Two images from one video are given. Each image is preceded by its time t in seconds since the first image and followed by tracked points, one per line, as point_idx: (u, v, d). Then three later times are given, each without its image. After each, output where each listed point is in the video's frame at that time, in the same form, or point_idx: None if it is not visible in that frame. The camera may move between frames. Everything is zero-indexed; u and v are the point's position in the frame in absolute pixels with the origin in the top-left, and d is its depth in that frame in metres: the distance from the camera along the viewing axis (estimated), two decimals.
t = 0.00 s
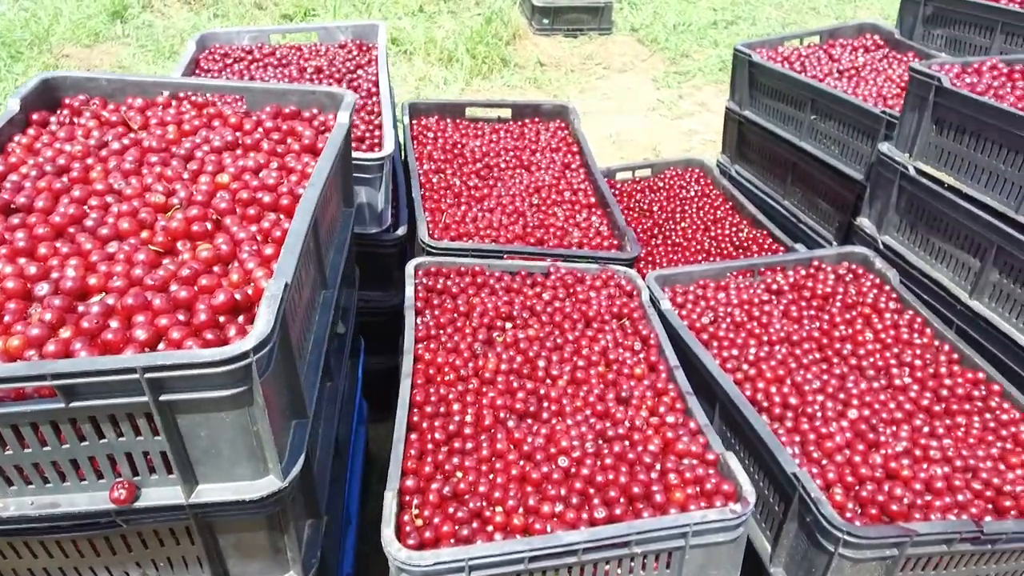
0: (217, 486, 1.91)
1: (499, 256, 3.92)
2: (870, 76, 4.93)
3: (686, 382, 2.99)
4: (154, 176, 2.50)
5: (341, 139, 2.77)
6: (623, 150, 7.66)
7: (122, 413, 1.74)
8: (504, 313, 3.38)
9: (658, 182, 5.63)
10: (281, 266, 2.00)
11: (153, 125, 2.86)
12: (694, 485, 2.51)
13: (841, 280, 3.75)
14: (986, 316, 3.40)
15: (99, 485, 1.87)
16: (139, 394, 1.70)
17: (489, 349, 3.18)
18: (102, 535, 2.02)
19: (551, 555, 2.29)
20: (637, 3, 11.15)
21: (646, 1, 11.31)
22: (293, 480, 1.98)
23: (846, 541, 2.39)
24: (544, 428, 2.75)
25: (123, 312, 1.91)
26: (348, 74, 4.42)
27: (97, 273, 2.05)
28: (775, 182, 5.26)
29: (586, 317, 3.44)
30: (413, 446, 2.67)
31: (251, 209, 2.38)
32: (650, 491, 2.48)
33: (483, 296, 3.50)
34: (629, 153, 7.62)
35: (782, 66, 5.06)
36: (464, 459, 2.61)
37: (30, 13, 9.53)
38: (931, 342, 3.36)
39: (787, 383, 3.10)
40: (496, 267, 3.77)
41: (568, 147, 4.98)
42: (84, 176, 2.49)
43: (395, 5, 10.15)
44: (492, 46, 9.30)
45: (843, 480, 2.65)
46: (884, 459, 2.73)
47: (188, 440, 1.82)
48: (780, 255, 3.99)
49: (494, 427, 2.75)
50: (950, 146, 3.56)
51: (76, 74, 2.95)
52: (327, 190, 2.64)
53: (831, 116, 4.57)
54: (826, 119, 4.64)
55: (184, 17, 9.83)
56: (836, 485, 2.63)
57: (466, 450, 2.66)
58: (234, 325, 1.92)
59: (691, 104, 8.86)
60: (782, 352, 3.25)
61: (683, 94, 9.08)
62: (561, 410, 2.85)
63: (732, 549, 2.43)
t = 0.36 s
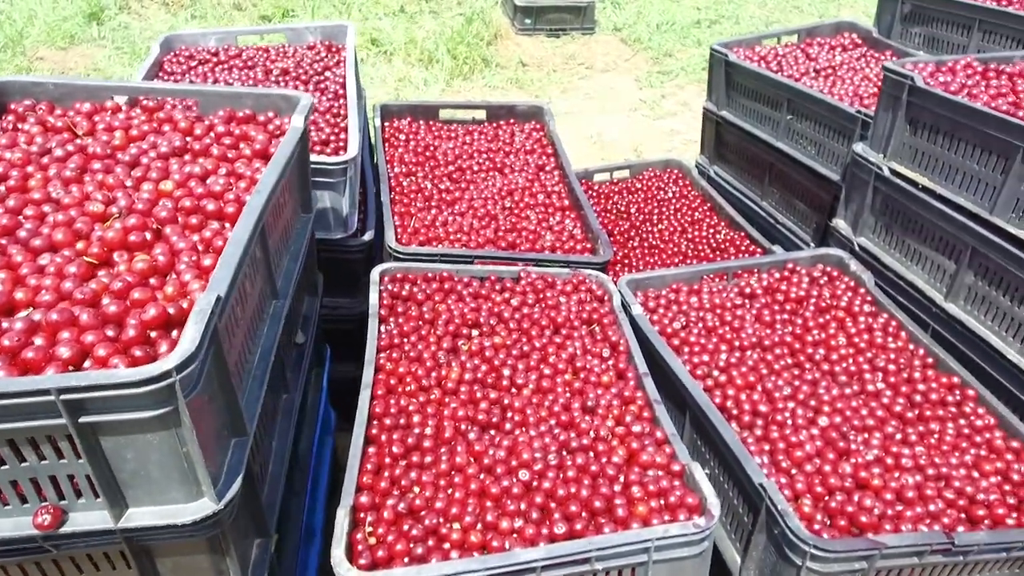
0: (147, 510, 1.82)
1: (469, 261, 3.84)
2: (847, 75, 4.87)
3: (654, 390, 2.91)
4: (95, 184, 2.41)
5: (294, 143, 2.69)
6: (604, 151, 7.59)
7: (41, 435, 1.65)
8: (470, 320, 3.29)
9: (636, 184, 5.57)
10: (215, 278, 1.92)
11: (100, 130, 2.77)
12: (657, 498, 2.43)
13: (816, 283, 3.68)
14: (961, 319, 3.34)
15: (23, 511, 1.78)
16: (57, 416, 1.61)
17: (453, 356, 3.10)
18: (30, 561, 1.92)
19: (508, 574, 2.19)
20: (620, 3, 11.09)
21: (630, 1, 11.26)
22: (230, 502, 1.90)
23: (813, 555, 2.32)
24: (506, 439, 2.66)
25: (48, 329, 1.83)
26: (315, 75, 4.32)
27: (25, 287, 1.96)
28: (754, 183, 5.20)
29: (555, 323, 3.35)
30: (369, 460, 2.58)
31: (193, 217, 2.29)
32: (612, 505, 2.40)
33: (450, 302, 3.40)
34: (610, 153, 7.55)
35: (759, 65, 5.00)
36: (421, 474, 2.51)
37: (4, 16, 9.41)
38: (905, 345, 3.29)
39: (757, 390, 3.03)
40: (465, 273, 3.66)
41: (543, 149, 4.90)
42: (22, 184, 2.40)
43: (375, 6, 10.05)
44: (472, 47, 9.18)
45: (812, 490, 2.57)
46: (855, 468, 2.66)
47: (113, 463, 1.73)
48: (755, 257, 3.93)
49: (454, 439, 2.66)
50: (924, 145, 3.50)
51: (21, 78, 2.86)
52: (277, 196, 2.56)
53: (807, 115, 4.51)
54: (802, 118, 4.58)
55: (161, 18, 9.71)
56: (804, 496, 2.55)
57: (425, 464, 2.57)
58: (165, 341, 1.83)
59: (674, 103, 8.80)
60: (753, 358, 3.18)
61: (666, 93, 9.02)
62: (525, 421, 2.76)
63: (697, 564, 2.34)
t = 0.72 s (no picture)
0: (94, 536, 1.76)
1: (448, 270, 3.76)
2: (834, 78, 4.81)
3: (630, 402, 2.86)
4: (52, 196, 2.35)
5: (259, 152, 2.64)
6: (593, 154, 7.54)
7: None
8: (446, 330, 3.21)
9: (622, 189, 5.53)
10: (164, 297, 1.87)
11: (62, 139, 2.72)
12: (629, 516, 2.37)
13: (798, 291, 3.64)
14: (945, 328, 3.29)
15: None
16: None
17: (427, 368, 3.03)
18: None
19: None
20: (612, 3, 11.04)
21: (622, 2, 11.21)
22: (181, 527, 1.84)
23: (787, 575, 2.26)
24: (477, 454, 2.60)
25: None
26: (293, 79, 4.26)
27: None
28: (740, 187, 5.15)
29: (532, 333, 3.29)
30: (337, 476, 2.53)
31: (150, 230, 2.24)
32: (583, 524, 2.35)
33: (426, 312, 3.33)
34: (599, 156, 7.49)
35: (744, 68, 4.95)
36: (388, 492, 2.45)
37: None
38: (888, 355, 3.24)
39: (736, 402, 2.98)
40: (443, 281, 3.59)
41: (527, 153, 4.84)
42: None
43: (364, 7, 9.99)
44: (462, 48, 9.11)
45: (789, 506, 2.51)
46: (832, 483, 2.60)
47: (56, 489, 1.67)
48: (738, 264, 3.88)
49: (424, 455, 2.60)
50: (907, 151, 3.44)
51: None
52: (239, 207, 2.51)
53: (792, 120, 4.47)
54: (787, 122, 4.53)
55: (149, 20, 9.65)
56: (780, 512, 2.50)
57: (393, 481, 2.51)
58: (111, 361, 1.78)
59: (664, 105, 8.75)
60: (733, 368, 3.13)
61: (657, 95, 8.97)
62: (498, 435, 2.70)
63: None
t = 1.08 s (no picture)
0: (43, 545, 1.73)
1: (427, 274, 3.72)
2: (820, 80, 4.78)
3: (605, 407, 2.83)
4: (13, 200, 2.33)
5: (226, 156, 2.62)
6: (584, 155, 7.51)
7: None
8: (421, 334, 3.17)
9: (609, 191, 5.51)
10: (117, 304, 1.85)
11: (29, 142, 2.69)
12: (597, 524, 2.34)
13: (779, 294, 3.61)
14: (926, 332, 3.26)
15: None
16: None
17: (400, 373, 2.99)
18: None
19: None
20: (606, 4, 11.03)
21: (615, 2, 11.19)
22: (134, 537, 1.81)
23: None
24: (446, 461, 2.57)
25: None
26: (274, 81, 4.23)
27: None
28: (726, 190, 5.13)
29: (509, 338, 3.26)
30: (304, 483, 2.50)
31: (112, 235, 2.22)
32: (551, 532, 2.32)
33: (403, 316, 3.29)
34: (589, 157, 7.46)
35: (730, 70, 4.92)
36: (354, 499, 2.42)
37: None
38: (867, 359, 3.21)
39: (712, 407, 2.96)
40: (421, 284, 3.55)
41: (511, 155, 4.81)
42: None
43: (356, 8, 9.97)
44: (453, 49, 9.08)
45: (761, 513, 2.48)
46: (806, 490, 2.57)
47: (2, 499, 1.64)
48: (720, 267, 3.85)
49: (393, 462, 2.57)
50: (888, 154, 3.41)
51: None
52: (205, 211, 2.48)
53: (777, 122, 4.44)
54: (772, 124, 4.51)
55: (140, 21, 9.63)
56: (752, 519, 2.47)
57: (360, 488, 2.48)
58: (61, 368, 1.75)
59: (656, 106, 8.73)
60: (710, 373, 3.10)
61: (649, 96, 8.95)
62: (469, 441, 2.67)
63: None
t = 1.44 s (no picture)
0: None
1: (400, 274, 3.70)
2: (804, 79, 4.73)
3: (574, 411, 2.78)
4: None
5: (184, 156, 2.58)
6: (572, 155, 7.46)
7: None
8: (390, 337, 3.12)
9: (593, 191, 5.46)
10: (56, 308, 1.81)
11: None
12: (557, 532, 2.30)
13: (757, 296, 3.56)
14: (903, 335, 3.21)
15: None
16: None
17: (367, 377, 2.94)
18: None
19: None
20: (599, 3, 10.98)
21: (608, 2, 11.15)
22: (71, 546, 1.77)
23: None
24: (407, 467, 2.52)
25: None
26: (249, 80, 4.19)
27: None
28: (711, 190, 5.08)
29: (480, 341, 3.21)
30: (262, 489, 2.46)
31: (60, 237, 2.18)
32: (509, 540, 2.27)
33: (372, 318, 3.24)
34: (578, 157, 7.41)
35: (714, 69, 4.87)
36: (311, 506, 2.38)
37: None
38: (843, 362, 3.16)
39: (683, 411, 2.92)
40: (394, 286, 3.50)
41: (492, 155, 4.76)
42: None
43: (347, 7, 9.92)
44: (444, 49, 9.03)
45: (727, 520, 2.44)
46: (773, 496, 2.53)
47: None
48: (698, 268, 3.81)
49: (353, 468, 2.52)
50: (865, 153, 3.36)
51: None
52: (160, 213, 2.45)
53: (759, 121, 4.40)
54: (754, 124, 4.46)
55: (129, 20, 9.59)
56: (717, 526, 2.42)
57: (318, 495, 2.44)
58: None
59: (648, 106, 8.68)
60: (683, 376, 3.05)
61: (640, 96, 8.90)
62: (432, 446, 2.63)
63: None
